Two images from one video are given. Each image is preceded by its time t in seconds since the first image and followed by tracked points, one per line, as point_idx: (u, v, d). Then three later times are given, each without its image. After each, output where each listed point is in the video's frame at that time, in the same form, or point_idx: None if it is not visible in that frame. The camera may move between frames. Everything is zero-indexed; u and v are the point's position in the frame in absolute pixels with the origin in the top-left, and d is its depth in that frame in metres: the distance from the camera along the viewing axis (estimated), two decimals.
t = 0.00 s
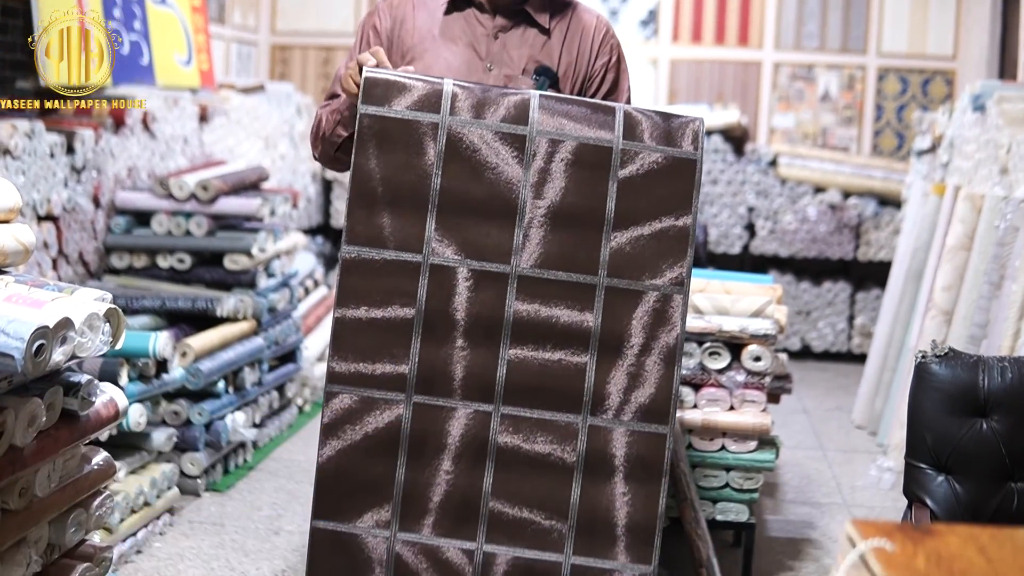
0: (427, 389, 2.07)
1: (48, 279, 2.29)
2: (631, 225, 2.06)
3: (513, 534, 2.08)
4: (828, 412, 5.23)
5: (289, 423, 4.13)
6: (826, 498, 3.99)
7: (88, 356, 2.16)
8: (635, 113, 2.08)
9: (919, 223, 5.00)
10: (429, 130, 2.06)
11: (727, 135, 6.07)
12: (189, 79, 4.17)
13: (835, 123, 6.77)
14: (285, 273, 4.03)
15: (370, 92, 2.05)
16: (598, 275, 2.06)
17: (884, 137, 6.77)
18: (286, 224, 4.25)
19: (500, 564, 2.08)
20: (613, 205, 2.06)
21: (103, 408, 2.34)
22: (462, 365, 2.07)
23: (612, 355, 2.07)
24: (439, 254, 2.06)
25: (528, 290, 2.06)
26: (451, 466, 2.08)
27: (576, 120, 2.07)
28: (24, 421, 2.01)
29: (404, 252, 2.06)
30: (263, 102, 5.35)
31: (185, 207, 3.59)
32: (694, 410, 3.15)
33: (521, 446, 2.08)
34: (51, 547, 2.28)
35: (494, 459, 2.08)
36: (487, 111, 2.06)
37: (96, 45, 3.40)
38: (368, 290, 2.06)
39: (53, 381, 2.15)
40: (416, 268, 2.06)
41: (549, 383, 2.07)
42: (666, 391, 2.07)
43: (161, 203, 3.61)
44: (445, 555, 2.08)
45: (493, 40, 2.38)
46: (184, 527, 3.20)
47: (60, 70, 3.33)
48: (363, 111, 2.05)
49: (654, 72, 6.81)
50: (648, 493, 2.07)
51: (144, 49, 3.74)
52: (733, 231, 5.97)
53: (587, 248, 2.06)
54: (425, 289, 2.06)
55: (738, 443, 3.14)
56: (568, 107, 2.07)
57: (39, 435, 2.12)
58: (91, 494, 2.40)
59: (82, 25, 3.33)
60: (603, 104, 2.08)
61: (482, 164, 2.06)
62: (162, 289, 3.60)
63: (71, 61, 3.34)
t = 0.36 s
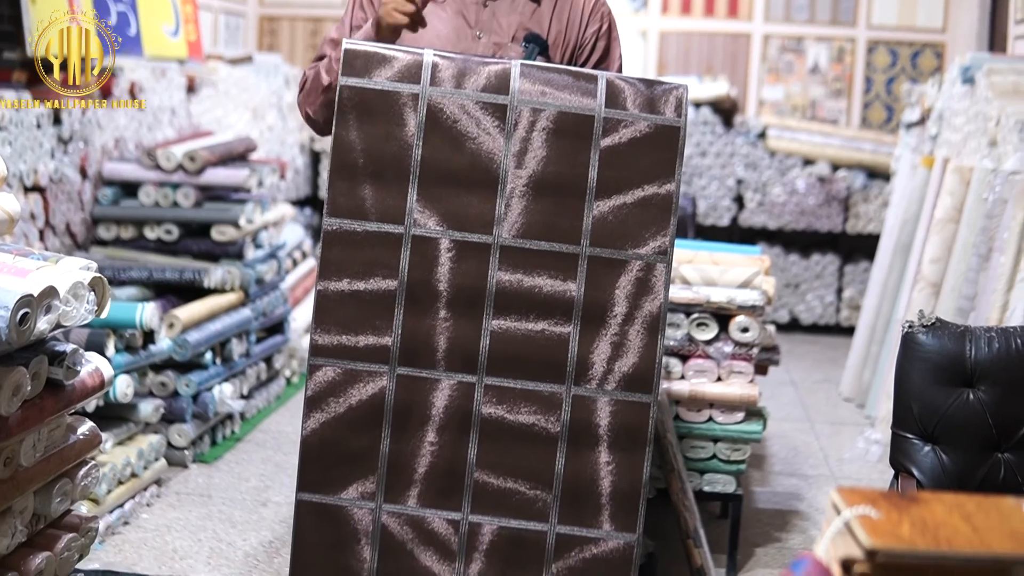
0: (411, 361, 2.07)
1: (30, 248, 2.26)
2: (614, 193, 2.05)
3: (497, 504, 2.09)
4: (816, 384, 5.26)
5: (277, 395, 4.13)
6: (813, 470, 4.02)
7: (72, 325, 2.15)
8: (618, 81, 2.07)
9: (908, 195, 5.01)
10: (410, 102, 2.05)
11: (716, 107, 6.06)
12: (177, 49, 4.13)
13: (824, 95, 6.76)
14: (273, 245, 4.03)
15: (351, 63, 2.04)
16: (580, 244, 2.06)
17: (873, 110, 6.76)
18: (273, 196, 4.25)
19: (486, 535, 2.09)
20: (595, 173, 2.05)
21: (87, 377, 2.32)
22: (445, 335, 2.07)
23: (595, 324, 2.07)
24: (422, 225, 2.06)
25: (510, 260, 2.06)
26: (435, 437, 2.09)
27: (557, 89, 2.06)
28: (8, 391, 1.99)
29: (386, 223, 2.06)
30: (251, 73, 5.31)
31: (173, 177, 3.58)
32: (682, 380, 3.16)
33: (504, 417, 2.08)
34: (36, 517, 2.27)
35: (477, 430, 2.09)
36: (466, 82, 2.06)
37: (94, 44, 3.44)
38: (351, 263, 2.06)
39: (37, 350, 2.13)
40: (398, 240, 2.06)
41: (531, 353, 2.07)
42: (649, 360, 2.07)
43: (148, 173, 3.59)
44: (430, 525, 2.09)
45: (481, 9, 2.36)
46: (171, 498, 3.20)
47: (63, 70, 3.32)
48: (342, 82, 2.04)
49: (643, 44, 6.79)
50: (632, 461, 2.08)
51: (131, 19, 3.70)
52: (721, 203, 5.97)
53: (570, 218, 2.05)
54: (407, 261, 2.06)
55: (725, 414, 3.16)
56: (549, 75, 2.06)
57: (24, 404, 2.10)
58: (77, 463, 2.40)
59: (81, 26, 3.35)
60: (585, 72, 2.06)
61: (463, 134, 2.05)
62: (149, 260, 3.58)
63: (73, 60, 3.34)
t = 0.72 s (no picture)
0: (410, 331, 2.08)
1: (25, 223, 2.26)
2: (611, 163, 2.03)
3: (496, 471, 2.11)
4: (811, 361, 5.28)
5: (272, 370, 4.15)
6: (808, 447, 4.05)
7: (65, 299, 2.15)
8: (615, 51, 2.04)
9: (904, 172, 5.01)
10: (406, 73, 2.03)
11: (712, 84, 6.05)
12: (171, 24, 4.18)
13: (820, 73, 6.75)
14: (267, 222, 4.03)
15: (347, 35, 2.03)
16: (577, 214, 2.05)
17: (869, 87, 6.75)
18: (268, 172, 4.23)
19: (484, 502, 2.11)
20: (592, 144, 2.03)
21: (82, 352, 2.32)
22: (442, 305, 2.07)
23: (592, 295, 2.06)
24: (419, 196, 2.05)
25: (507, 230, 2.05)
26: (434, 406, 2.10)
27: (553, 58, 2.03)
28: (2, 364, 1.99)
29: (384, 194, 2.05)
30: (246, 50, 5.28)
31: (167, 153, 3.56)
32: (677, 356, 3.17)
33: (503, 386, 2.09)
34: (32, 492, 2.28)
35: (475, 399, 2.09)
36: (462, 52, 2.04)
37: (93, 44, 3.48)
38: (349, 234, 2.06)
39: (31, 324, 2.13)
40: (396, 210, 2.05)
41: (529, 323, 2.07)
42: (645, 329, 2.07)
43: (142, 150, 3.57)
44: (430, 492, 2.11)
45: None
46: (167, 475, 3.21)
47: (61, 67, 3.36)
48: (338, 55, 2.03)
49: (639, 20, 6.78)
50: (629, 430, 2.09)
51: None
52: (717, 180, 5.97)
53: (567, 189, 2.04)
54: (405, 232, 2.06)
55: (720, 391, 3.17)
56: (545, 45, 2.04)
57: (18, 378, 2.10)
58: (71, 438, 2.41)
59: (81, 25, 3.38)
60: (581, 42, 2.04)
61: (458, 105, 2.03)
62: (143, 236, 3.57)
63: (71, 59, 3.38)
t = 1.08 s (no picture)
0: (415, 311, 2.09)
1: (27, 205, 2.26)
2: (616, 144, 2.03)
3: (501, 451, 2.12)
4: (813, 346, 5.29)
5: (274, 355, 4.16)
6: (810, 432, 4.05)
7: (68, 281, 2.16)
8: (620, 31, 2.04)
9: (906, 157, 5.01)
10: (411, 53, 2.03)
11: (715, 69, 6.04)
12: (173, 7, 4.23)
13: (823, 58, 6.73)
14: (268, 206, 4.03)
15: (351, 15, 2.03)
16: (582, 195, 2.05)
17: (872, 72, 6.73)
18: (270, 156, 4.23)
19: (490, 480, 2.12)
20: (597, 124, 2.03)
21: (84, 335, 2.33)
22: (448, 285, 2.08)
23: (597, 275, 2.07)
24: (424, 176, 2.05)
25: (512, 211, 2.05)
26: (439, 386, 2.10)
27: (559, 38, 2.03)
28: (4, 346, 2.00)
29: (389, 175, 2.05)
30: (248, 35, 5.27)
31: (169, 138, 3.56)
32: (678, 341, 3.18)
33: (508, 366, 2.10)
34: (33, 475, 2.29)
35: (480, 380, 2.10)
36: (467, 32, 2.03)
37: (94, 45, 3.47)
38: (354, 215, 2.06)
39: (33, 307, 2.13)
40: (401, 191, 2.06)
41: (534, 302, 2.08)
42: (650, 309, 2.07)
43: (144, 134, 3.57)
44: (436, 472, 2.13)
45: None
46: (169, 459, 3.22)
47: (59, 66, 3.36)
48: (343, 34, 2.03)
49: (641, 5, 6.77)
50: (633, 410, 2.10)
51: None
52: (719, 165, 5.97)
53: (572, 169, 2.04)
54: (410, 212, 2.06)
55: (721, 374, 3.18)
56: (551, 25, 2.04)
57: (20, 360, 2.10)
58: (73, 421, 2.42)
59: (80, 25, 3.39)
60: (586, 22, 2.04)
61: (463, 85, 2.03)
62: (146, 221, 3.58)
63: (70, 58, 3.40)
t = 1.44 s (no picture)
0: (418, 310, 2.09)
1: (31, 202, 2.26)
2: (620, 141, 2.03)
3: (503, 449, 2.12)
4: (816, 341, 5.29)
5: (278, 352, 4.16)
6: (814, 426, 4.05)
7: (71, 278, 2.16)
8: (625, 28, 2.03)
9: (909, 151, 5.00)
10: (414, 49, 2.03)
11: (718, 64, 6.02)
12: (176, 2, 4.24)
13: (826, 52, 6.73)
14: (272, 202, 4.03)
15: (354, 12, 2.03)
16: (585, 193, 2.04)
17: (875, 67, 6.72)
18: (273, 153, 4.23)
19: (492, 478, 2.13)
20: (600, 121, 2.03)
21: (87, 332, 2.33)
22: (451, 283, 2.08)
23: (601, 273, 2.06)
24: (427, 173, 2.05)
25: (515, 208, 2.05)
26: (442, 385, 2.11)
27: (563, 35, 2.02)
28: (7, 344, 2.00)
29: (392, 172, 2.05)
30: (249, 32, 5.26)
31: (172, 134, 3.54)
32: (682, 335, 3.18)
33: (511, 363, 2.10)
34: (37, 472, 2.29)
35: (483, 377, 2.10)
36: (470, 28, 2.03)
37: (94, 44, 3.46)
38: (357, 212, 2.06)
39: (36, 304, 2.13)
40: (403, 188, 2.06)
41: (537, 300, 2.07)
42: (653, 307, 2.07)
43: (147, 131, 3.56)
44: (437, 470, 2.13)
45: None
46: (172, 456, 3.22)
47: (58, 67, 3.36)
48: (346, 30, 2.03)
49: None
50: (636, 408, 2.10)
51: None
52: (722, 160, 5.97)
53: (576, 167, 2.04)
54: (413, 210, 2.06)
55: (725, 369, 3.17)
56: (555, 22, 2.03)
57: (24, 357, 2.10)
58: (77, 418, 2.42)
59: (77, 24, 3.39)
60: (591, 18, 2.03)
61: (467, 82, 2.03)
62: (149, 217, 3.58)
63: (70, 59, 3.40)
